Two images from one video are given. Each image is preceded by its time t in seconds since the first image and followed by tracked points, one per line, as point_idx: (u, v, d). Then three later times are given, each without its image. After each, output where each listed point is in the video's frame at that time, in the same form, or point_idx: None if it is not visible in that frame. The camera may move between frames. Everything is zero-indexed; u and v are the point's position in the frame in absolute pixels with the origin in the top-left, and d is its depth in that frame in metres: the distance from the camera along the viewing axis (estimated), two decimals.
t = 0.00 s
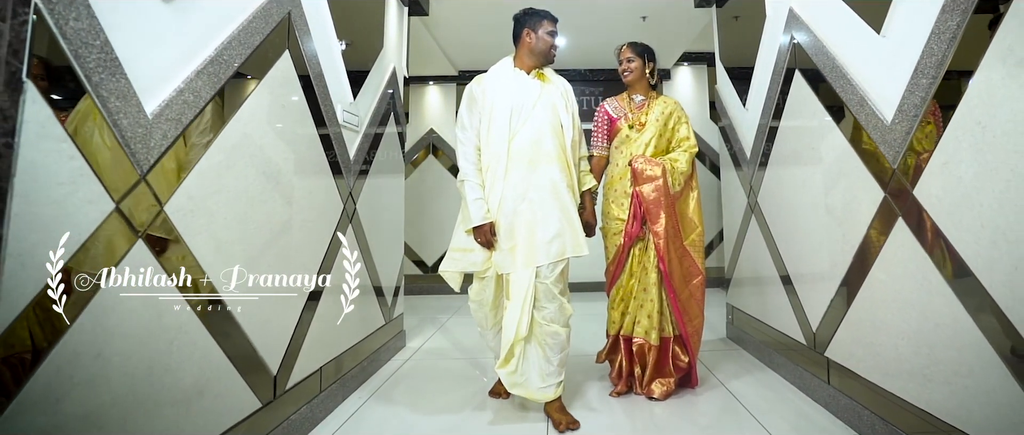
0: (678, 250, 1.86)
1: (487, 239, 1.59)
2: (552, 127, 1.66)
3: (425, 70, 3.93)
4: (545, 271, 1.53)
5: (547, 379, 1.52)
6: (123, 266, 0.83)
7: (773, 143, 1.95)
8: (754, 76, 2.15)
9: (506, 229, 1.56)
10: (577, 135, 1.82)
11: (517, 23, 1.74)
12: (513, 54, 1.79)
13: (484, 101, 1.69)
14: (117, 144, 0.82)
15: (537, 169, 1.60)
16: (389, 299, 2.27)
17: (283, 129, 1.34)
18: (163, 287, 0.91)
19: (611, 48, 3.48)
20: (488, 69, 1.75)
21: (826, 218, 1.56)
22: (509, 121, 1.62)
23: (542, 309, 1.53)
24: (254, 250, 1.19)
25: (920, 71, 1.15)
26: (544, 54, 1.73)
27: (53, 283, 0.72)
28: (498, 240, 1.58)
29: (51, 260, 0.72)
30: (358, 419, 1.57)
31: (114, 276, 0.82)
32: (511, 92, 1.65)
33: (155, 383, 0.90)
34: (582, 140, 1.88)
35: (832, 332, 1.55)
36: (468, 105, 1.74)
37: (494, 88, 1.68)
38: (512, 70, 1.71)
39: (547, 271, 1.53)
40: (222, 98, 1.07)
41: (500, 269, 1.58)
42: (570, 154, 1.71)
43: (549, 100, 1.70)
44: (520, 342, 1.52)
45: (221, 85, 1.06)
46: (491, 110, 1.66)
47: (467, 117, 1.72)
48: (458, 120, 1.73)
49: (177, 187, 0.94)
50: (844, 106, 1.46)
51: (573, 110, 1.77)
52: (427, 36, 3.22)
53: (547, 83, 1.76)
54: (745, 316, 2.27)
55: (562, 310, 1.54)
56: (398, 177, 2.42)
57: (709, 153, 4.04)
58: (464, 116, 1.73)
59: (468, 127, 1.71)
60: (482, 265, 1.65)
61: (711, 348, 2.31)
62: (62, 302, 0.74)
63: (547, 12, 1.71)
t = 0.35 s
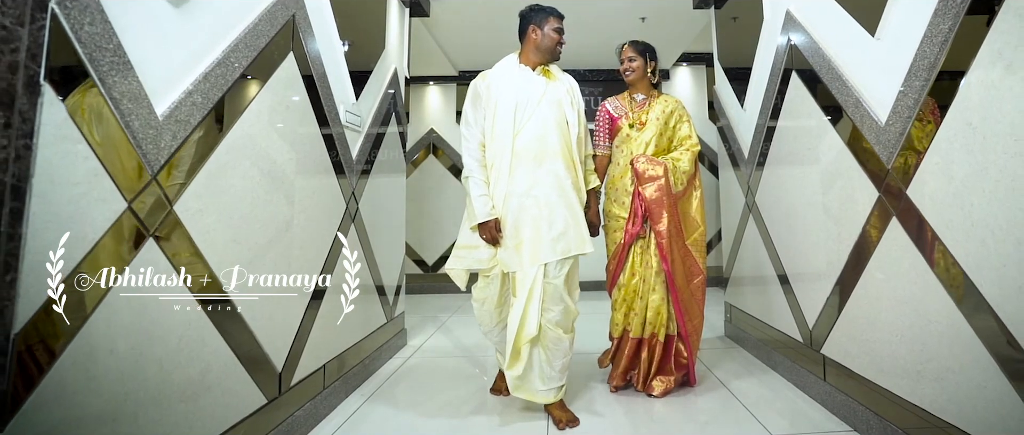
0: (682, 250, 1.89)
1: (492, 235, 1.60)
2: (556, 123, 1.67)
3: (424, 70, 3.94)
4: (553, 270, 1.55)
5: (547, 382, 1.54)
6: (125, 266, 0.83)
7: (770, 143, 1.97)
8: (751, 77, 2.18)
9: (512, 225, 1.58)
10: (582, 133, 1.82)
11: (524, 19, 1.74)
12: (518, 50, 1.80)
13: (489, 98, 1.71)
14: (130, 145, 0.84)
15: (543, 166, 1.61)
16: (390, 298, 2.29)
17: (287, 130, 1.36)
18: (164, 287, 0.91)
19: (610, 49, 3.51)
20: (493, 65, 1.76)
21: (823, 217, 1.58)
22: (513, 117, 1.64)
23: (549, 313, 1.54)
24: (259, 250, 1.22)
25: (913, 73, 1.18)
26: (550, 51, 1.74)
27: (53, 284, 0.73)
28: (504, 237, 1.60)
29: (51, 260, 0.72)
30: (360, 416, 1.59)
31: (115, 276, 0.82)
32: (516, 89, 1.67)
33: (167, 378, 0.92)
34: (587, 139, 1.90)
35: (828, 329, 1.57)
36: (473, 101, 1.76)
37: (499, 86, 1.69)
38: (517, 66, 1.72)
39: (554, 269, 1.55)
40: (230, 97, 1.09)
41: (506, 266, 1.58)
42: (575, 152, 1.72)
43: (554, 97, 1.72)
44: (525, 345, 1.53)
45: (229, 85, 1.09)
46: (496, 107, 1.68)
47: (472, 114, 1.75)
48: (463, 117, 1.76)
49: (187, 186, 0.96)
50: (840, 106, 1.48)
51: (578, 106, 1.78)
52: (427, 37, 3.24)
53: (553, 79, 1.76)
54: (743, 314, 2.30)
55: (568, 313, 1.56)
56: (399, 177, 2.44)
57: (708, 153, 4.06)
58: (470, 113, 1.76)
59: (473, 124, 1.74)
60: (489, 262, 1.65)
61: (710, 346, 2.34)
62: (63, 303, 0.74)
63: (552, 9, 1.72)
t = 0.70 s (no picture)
0: (683, 250, 1.91)
1: (496, 232, 1.62)
2: (559, 122, 1.69)
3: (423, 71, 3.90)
4: (562, 271, 1.59)
5: (549, 384, 1.57)
6: (125, 267, 0.83)
7: (768, 143, 1.99)
8: (749, 78, 2.20)
9: (515, 223, 1.59)
10: (585, 130, 1.84)
11: (528, 17, 1.75)
12: (522, 48, 1.81)
13: (492, 96, 1.72)
14: (139, 146, 0.86)
15: (546, 164, 1.63)
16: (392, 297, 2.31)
17: (290, 131, 1.38)
18: (164, 286, 0.91)
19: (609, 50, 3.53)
20: (496, 63, 1.78)
21: (820, 217, 1.60)
22: (516, 116, 1.66)
23: (557, 315, 1.57)
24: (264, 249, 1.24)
25: (907, 76, 1.20)
26: (554, 49, 1.75)
27: (53, 284, 0.74)
28: (508, 235, 1.61)
29: (51, 260, 0.73)
30: (363, 413, 1.61)
31: (115, 276, 0.82)
32: (519, 86, 1.68)
33: (175, 375, 0.94)
34: (591, 138, 1.92)
35: (824, 327, 1.60)
36: (477, 99, 1.78)
37: (502, 83, 1.71)
38: (521, 64, 1.74)
39: (563, 271, 1.58)
40: (236, 98, 1.11)
41: (509, 266, 1.59)
42: (579, 151, 1.74)
43: (558, 95, 1.73)
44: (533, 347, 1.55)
45: (235, 86, 1.11)
46: (499, 105, 1.69)
47: (475, 111, 1.77)
48: (467, 114, 1.78)
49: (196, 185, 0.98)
50: (836, 107, 1.50)
51: (582, 105, 1.80)
52: (428, 38, 3.26)
53: (557, 77, 1.78)
54: (741, 314, 2.33)
55: (572, 315, 1.61)
56: (400, 177, 2.46)
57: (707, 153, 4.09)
58: (473, 111, 1.78)
59: (476, 121, 1.76)
60: (491, 263, 1.66)
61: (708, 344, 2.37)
62: (63, 303, 0.75)
63: (558, 6, 1.73)
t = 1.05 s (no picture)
0: (676, 249, 1.91)
1: (496, 230, 1.65)
2: (561, 121, 1.70)
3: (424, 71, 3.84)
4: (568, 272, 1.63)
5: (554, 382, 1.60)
6: (125, 266, 0.84)
7: (765, 143, 2.02)
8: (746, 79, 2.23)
9: (517, 222, 1.62)
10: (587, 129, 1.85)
11: (531, 15, 1.77)
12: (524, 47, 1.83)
13: (495, 95, 1.74)
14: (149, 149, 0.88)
15: (548, 164, 1.65)
16: (393, 296, 2.33)
17: (293, 133, 1.40)
18: (163, 287, 0.92)
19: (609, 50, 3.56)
20: (498, 63, 1.79)
21: (817, 217, 1.62)
22: (519, 115, 1.68)
23: (565, 316, 1.61)
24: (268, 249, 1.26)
25: (900, 79, 1.23)
26: (557, 48, 1.76)
27: (53, 284, 0.74)
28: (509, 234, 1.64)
29: (51, 260, 0.74)
30: (366, 410, 1.64)
31: (115, 276, 0.83)
32: (521, 86, 1.71)
33: (186, 372, 0.97)
34: (594, 137, 1.93)
35: (819, 325, 1.63)
36: (479, 98, 1.79)
37: (506, 82, 1.72)
38: (523, 63, 1.76)
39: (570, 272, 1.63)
40: (242, 101, 1.14)
41: (511, 266, 1.61)
42: (583, 149, 1.74)
43: (560, 95, 1.75)
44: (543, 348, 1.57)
45: (240, 88, 1.13)
46: (501, 105, 1.71)
47: (478, 111, 1.79)
48: (469, 113, 1.79)
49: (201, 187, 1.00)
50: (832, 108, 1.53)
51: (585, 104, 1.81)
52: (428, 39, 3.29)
53: (558, 76, 1.79)
54: (739, 314, 2.36)
55: (579, 316, 1.65)
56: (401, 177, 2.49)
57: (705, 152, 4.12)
58: (476, 111, 1.79)
59: (479, 121, 1.77)
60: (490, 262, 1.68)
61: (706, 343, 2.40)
62: (63, 302, 0.76)
63: (561, 6, 1.74)
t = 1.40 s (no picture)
0: (676, 253, 1.91)
1: (495, 230, 1.66)
2: (562, 121, 1.73)
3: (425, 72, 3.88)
4: (571, 273, 1.66)
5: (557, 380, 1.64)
6: (125, 266, 0.84)
7: (763, 143, 2.04)
8: (744, 81, 2.25)
9: (517, 222, 1.64)
10: (591, 129, 1.86)
11: (533, 15, 1.79)
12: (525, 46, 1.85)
13: (495, 95, 1.75)
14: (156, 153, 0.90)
15: (548, 164, 1.67)
16: (393, 295, 2.35)
17: (294, 134, 1.42)
18: (163, 287, 0.92)
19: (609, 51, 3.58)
20: (498, 63, 1.81)
21: (814, 216, 1.65)
22: (520, 115, 1.69)
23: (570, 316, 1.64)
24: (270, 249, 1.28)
25: (893, 81, 1.25)
26: (559, 47, 1.78)
27: (53, 284, 0.75)
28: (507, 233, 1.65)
29: (52, 260, 0.74)
30: (367, 409, 1.66)
31: (115, 275, 0.83)
32: (522, 86, 1.72)
33: (192, 370, 0.98)
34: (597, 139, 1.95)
35: (816, 325, 1.65)
36: (479, 97, 1.80)
37: (507, 82, 1.74)
38: (524, 63, 1.78)
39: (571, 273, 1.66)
40: (246, 105, 1.16)
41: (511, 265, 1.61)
42: (585, 149, 1.76)
43: (562, 95, 1.77)
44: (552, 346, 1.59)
45: (246, 91, 1.15)
46: (501, 105, 1.73)
47: (478, 110, 1.80)
48: (469, 113, 1.80)
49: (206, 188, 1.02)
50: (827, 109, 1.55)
51: (586, 104, 1.83)
52: (428, 40, 3.31)
53: (561, 76, 1.82)
54: (738, 314, 2.36)
55: (584, 315, 1.68)
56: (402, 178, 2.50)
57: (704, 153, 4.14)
58: (477, 111, 1.80)
59: (479, 121, 1.78)
60: (490, 261, 1.69)
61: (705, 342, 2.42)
62: (63, 302, 0.76)
63: (562, 6, 1.76)
